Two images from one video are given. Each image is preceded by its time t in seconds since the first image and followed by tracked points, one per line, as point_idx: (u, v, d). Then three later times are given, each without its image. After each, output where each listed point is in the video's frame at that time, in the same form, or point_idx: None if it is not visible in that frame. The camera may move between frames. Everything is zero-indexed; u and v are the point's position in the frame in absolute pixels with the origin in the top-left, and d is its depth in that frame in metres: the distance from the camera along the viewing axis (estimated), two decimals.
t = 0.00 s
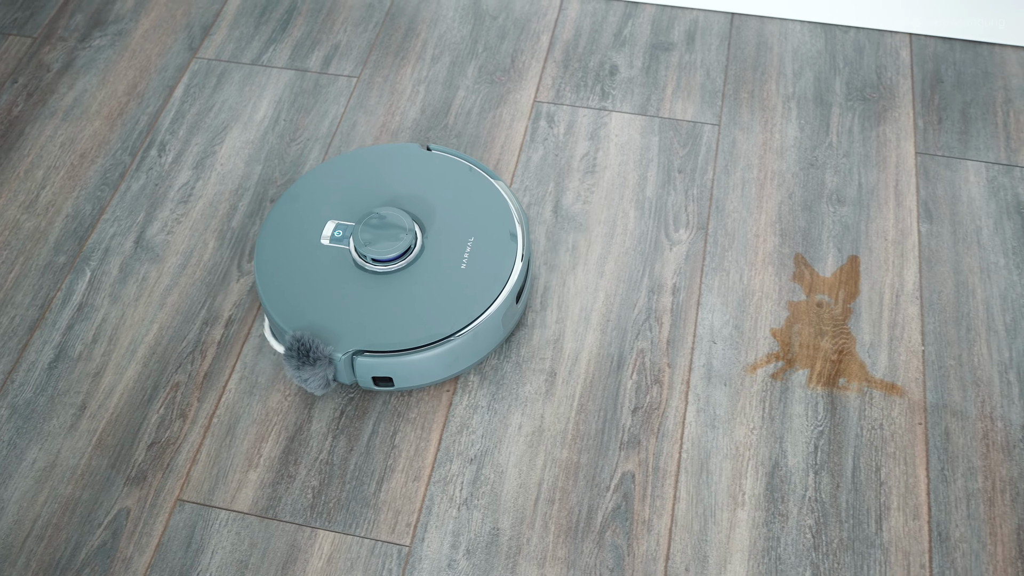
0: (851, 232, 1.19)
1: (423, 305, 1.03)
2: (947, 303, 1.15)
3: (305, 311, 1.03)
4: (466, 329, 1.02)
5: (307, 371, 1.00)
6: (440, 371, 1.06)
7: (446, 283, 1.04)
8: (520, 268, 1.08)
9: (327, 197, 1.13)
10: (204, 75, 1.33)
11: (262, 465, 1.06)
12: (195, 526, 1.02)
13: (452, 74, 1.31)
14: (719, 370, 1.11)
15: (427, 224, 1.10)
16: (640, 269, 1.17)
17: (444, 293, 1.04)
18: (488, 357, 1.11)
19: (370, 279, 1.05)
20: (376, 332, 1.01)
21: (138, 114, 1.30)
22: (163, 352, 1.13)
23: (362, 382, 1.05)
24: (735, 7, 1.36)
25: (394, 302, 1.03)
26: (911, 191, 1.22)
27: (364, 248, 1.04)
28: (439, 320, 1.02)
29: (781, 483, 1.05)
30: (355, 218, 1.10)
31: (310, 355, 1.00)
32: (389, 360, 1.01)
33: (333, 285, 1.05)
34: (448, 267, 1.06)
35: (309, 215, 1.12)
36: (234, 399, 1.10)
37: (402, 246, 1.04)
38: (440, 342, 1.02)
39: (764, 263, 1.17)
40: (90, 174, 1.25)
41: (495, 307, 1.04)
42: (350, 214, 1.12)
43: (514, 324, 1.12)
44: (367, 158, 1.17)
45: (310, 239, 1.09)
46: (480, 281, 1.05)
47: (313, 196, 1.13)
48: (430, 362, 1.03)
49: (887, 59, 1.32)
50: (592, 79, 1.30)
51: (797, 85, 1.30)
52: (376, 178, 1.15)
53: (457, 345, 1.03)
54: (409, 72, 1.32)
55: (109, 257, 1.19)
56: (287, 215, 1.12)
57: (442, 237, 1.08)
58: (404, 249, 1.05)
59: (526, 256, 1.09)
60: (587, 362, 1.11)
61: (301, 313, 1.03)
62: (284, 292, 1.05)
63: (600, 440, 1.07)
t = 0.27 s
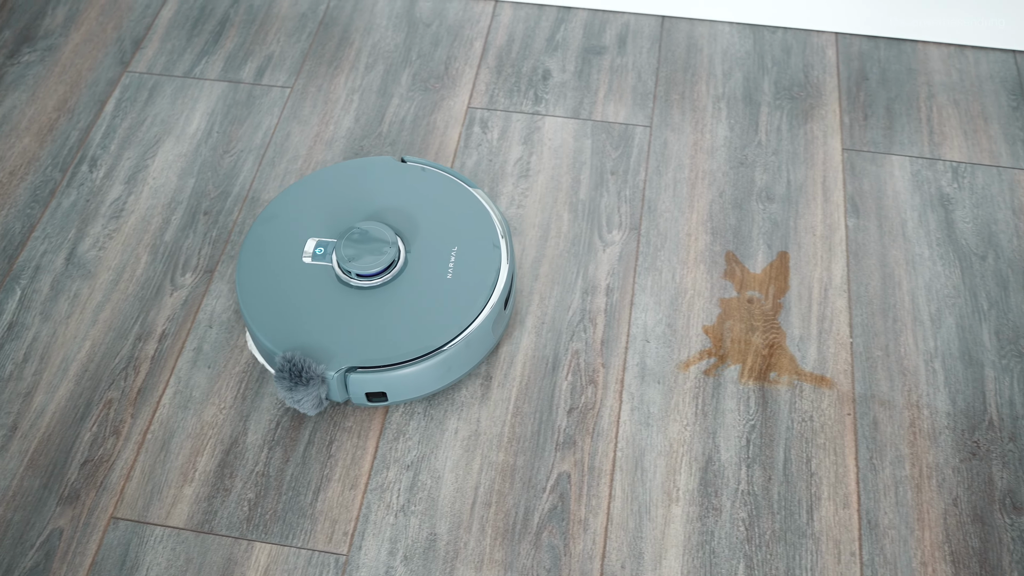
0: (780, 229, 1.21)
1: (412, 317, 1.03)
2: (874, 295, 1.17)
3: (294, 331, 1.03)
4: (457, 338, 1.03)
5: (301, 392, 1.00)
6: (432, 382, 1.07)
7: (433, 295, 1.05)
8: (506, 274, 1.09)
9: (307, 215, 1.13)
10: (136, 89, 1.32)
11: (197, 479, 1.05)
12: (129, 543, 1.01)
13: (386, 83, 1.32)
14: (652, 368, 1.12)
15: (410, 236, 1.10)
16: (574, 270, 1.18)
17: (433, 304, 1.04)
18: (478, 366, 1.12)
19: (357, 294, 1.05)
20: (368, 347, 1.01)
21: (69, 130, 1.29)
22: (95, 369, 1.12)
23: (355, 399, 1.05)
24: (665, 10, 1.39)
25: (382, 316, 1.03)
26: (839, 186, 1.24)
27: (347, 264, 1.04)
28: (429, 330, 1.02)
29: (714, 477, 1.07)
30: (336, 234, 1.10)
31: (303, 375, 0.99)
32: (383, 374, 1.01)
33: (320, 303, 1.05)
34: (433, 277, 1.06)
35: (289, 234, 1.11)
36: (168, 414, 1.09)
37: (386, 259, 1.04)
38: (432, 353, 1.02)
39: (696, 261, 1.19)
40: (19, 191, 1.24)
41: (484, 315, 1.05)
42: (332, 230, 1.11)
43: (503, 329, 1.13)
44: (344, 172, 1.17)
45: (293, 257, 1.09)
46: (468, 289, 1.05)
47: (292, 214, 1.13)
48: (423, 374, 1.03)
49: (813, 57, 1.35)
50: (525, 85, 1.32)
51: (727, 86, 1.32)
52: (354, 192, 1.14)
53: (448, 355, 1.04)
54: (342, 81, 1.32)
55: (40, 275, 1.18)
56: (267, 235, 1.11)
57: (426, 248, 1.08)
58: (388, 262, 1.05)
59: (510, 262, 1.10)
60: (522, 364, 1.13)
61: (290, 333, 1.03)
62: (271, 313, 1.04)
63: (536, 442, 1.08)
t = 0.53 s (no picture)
0: (707, 219, 1.23)
1: (396, 325, 1.03)
2: (801, 280, 1.19)
3: (279, 350, 1.02)
4: (444, 342, 1.02)
5: (293, 411, 0.99)
6: (422, 389, 1.06)
7: (416, 302, 1.04)
8: (487, 274, 1.08)
9: (281, 232, 1.12)
10: (57, 111, 1.31)
11: (130, 502, 1.04)
12: (61, 572, 0.99)
13: (311, 93, 1.32)
14: (585, 364, 1.13)
15: (386, 245, 1.09)
16: (505, 272, 1.19)
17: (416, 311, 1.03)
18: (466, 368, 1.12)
19: (338, 308, 1.04)
20: (356, 360, 1.01)
21: None
22: (22, 396, 1.10)
23: (347, 413, 1.04)
24: (588, 9, 1.40)
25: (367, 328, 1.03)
26: (763, 174, 1.26)
27: (325, 278, 1.03)
28: (415, 337, 1.02)
29: (649, 469, 1.07)
30: (313, 250, 1.09)
31: (293, 394, 0.99)
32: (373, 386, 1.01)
33: (303, 320, 1.04)
34: (413, 284, 1.06)
35: (264, 253, 1.10)
36: (98, 438, 1.08)
37: (365, 270, 1.03)
38: (419, 360, 1.02)
39: (625, 256, 1.20)
40: None
41: (469, 317, 1.05)
42: (307, 246, 1.10)
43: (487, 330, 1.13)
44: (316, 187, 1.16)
45: (270, 277, 1.08)
46: (450, 293, 1.05)
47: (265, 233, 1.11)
48: (413, 382, 1.03)
49: (735, 49, 1.37)
50: (451, 89, 1.33)
51: (651, 81, 1.34)
52: (327, 205, 1.13)
53: (436, 361, 1.03)
54: (267, 93, 1.32)
55: None
56: (242, 257, 1.10)
57: (405, 255, 1.08)
58: (367, 273, 1.04)
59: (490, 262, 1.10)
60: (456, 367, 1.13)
61: (276, 352, 1.02)
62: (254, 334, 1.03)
63: (471, 444, 1.08)
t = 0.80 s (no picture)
0: (652, 220, 1.24)
1: (374, 338, 1.02)
2: (746, 277, 1.20)
3: (255, 368, 1.00)
4: (422, 354, 1.02)
5: (271, 428, 0.97)
6: (401, 402, 1.05)
7: (392, 314, 1.03)
8: (462, 284, 1.08)
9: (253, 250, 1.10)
10: None
11: (78, 528, 1.02)
12: None
13: (255, 109, 1.33)
14: (533, 370, 1.14)
15: (360, 259, 1.09)
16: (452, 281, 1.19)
17: (393, 323, 1.03)
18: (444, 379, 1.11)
19: (314, 324, 1.03)
20: (335, 375, 0.99)
21: None
22: None
23: (326, 428, 1.03)
24: (529, 17, 1.43)
25: (345, 342, 1.01)
26: (707, 174, 1.27)
27: (301, 293, 1.02)
28: (393, 350, 1.01)
29: (599, 472, 1.08)
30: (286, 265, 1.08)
31: (271, 411, 0.97)
32: (353, 400, 0.99)
33: (278, 337, 1.02)
34: (389, 296, 1.05)
35: (237, 271, 1.08)
36: (44, 465, 1.06)
37: (340, 283, 1.02)
38: (398, 372, 1.01)
39: (571, 261, 1.21)
40: None
41: (446, 327, 1.04)
42: (280, 263, 1.09)
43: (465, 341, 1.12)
44: (287, 203, 1.15)
45: (244, 295, 1.06)
46: (426, 304, 1.04)
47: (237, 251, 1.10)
48: (393, 395, 1.02)
49: (676, 51, 1.39)
50: (395, 100, 1.34)
51: (593, 85, 1.35)
52: (300, 221, 1.12)
53: (415, 373, 1.02)
54: (211, 111, 1.32)
55: None
56: (214, 275, 1.08)
57: (380, 268, 1.07)
58: (341, 287, 1.03)
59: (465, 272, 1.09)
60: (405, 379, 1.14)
61: (252, 370, 1.00)
62: (229, 353, 1.01)
63: (422, 455, 1.08)
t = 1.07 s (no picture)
0: (624, 226, 1.24)
1: (378, 350, 1.01)
2: (718, 280, 1.21)
3: (259, 382, 1.00)
4: (426, 365, 1.01)
5: (276, 441, 0.97)
6: (405, 414, 1.05)
7: (396, 326, 1.03)
8: (465, 295, 1.08)
9: (255, 263, 1.10)
10: None
11: (52, 549, 1.02)
12: None
13: (226, 125, 1.34)
14: (507, 379, 1.14)
15: (362, 271, 1.08)
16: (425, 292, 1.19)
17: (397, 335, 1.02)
18: (446, 391, 1.10)
19: (317, 336, 1.03)
20: (340, 387, 0.99)
21: None
22: None
23: (330, 441, 1.02)
24: (499, 26, 1.44)
25: (349, 354, 1.01)
26: (678, 179, 1.28)
27: (303, 306, 1.02)
28: (397, 361, 1.01)
29: (574, 479, 1.08)
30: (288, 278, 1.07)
31: (275, 425, 0.96)
32: (358, 412, 0.99)
33: (282, 350, 1.02)
34: (392, 307, 1.05)
35: (240, 285, 1.08)
36: (18, 486, 1.06)
37: (344, 295, 1.02)
38: (403, 383, 1.00)
39: (544, 268, 1.21)
40: None
41: (449, 337, 1.04)
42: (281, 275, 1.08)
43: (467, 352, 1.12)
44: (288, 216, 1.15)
45: (246, 308, 1.05)
46: (430, 315, 1.04)
47: (239, 264, 1.09)
48: (397, 407, 1.01)
49: (646, 57, 1.40)
50: (367, 112, 1.34)
51: (564, 93, 1.36)
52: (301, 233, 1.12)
53: (419, 384, 1.02)
54: (182, 128, 1.34)
55: None
56: (217, 289, 1.07)
57: (383, 280, 1.07)
58: (345, 299, 1.03)
59: (467, 283, 1.09)
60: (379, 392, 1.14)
61: (257, 383, 0.99)
62: (233, 366, 1.01)
63: (397, 467, 1.08)
